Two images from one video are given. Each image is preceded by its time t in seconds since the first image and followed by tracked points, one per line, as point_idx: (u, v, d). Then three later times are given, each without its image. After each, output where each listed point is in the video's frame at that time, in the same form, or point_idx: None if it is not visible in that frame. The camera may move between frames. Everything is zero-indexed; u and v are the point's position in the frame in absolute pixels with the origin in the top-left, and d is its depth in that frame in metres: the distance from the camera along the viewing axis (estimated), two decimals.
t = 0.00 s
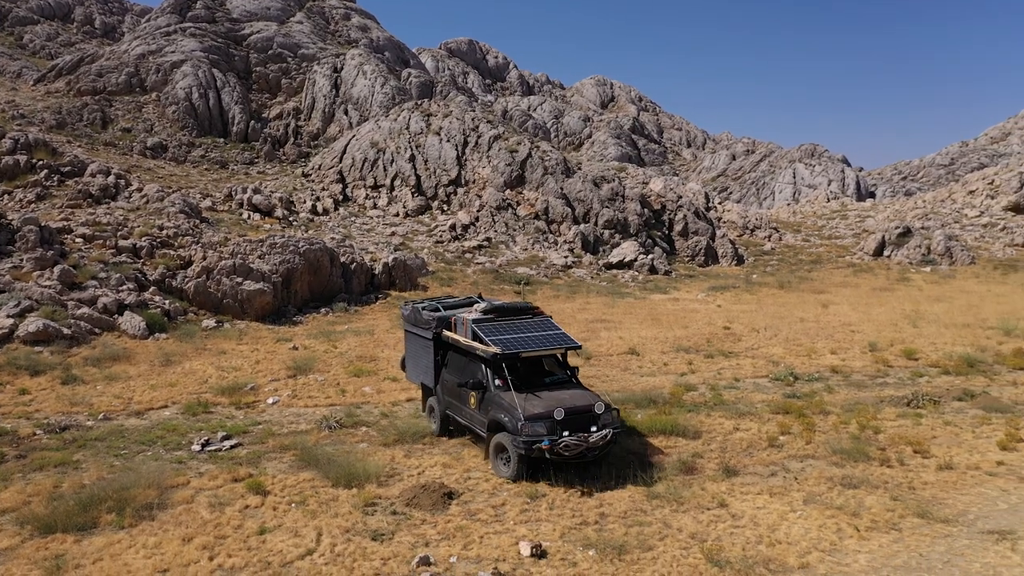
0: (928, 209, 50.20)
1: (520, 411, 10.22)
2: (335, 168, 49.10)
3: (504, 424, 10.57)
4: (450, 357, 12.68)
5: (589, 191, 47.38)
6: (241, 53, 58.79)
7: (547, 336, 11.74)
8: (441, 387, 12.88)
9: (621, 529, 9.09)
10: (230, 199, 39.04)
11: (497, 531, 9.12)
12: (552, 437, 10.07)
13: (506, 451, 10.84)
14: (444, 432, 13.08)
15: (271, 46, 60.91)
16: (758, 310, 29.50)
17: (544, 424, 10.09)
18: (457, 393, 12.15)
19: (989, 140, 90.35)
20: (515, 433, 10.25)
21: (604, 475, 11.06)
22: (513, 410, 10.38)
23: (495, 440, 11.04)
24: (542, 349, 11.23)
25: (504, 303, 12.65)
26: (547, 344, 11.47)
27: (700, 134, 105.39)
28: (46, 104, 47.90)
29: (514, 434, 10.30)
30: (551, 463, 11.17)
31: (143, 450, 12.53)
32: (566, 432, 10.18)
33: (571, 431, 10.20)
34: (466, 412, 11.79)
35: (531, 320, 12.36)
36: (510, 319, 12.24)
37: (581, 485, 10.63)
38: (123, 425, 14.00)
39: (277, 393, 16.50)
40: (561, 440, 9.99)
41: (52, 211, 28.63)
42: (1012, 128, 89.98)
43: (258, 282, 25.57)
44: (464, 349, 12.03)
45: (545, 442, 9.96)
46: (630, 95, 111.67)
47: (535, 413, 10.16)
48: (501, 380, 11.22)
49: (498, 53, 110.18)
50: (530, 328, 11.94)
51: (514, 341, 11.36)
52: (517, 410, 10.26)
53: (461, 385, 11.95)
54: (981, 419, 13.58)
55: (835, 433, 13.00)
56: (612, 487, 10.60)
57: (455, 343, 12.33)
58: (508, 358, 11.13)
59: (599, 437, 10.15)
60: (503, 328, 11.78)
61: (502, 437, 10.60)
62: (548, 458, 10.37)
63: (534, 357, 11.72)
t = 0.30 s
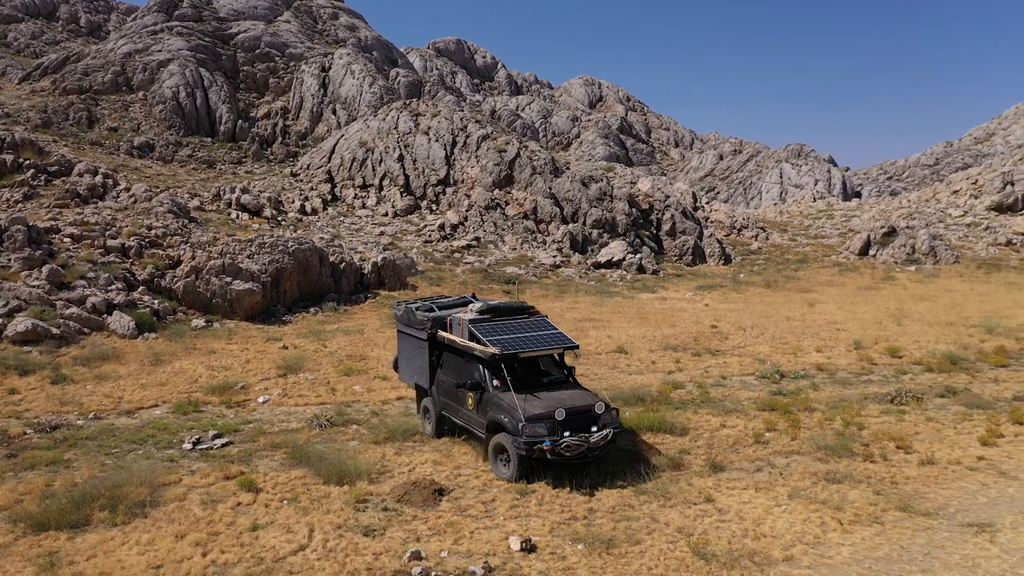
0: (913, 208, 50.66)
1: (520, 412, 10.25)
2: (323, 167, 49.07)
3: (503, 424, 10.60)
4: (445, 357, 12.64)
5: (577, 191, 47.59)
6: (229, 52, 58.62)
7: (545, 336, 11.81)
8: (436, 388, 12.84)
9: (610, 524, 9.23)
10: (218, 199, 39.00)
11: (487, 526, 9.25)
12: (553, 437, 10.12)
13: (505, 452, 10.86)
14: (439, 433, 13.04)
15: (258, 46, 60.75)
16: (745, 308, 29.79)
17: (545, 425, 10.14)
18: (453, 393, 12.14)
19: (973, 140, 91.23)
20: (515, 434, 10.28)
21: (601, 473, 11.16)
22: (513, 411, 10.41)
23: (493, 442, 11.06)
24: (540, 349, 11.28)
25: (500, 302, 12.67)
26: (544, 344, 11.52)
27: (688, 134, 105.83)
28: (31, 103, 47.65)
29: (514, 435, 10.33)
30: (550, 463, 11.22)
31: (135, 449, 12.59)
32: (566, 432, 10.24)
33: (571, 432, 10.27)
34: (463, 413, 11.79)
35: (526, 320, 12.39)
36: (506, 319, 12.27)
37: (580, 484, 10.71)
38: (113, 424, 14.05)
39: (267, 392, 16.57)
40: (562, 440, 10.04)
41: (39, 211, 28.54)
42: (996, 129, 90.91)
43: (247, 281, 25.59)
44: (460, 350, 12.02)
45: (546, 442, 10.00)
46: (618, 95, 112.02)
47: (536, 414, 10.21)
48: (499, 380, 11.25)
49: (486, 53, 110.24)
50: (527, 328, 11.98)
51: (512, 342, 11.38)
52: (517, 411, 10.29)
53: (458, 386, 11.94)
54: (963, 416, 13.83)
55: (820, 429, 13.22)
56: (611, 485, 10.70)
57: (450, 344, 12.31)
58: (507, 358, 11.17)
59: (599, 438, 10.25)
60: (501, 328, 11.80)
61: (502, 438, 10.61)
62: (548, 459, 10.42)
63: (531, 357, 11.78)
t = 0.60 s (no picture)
0: (907, 208, 50.92)
1: (527, 411, 10.25)
2: (320, 167, 49.14)
3: (510, 424, 10.58)
4: (448, 357, 12.65)
5: (573, 190, 47.75)
6: (224, 51, 58.65)
7: (550, 335, 11.83)
8: (439, 388, 12.85)
9: (604, 519, 9.38)
10: (214, 198, 39.09)
11: (483, 520, 9.40)
12: (560, 437, 10.11)
13: (512, 451, 10.81)
14: (442, 434, 13.02)
15: (254, 45, 60.78)
16: (739, 307, 29.98)
17: (552, 424, 10.13)
18: (458, 394, 12.14)
19: (967, 140, 91.66)
20: (522, 434, 10.27)
21: (607, 471, 11.16)
22: (519, 410, 10.40)
23: (499, 441, 11.04)
24: (545, 348, 11.29)
25: (503, 302, 12.70)
26: (550, 344, 11.54)
27: (684, 133, 106.07)
28: (26, 102, 47.65)
29: (521, 434, 10.32)
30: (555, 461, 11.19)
31: (134, 446, 12.70)
32: (574, 431, 10.24)
33: (578, 431, 10.27)
34: (467, 413, 11.79)
35: (531, 320, 12.41)
36: (510, 319, 12.30)
37: (587, 483, 10.69)
38: (112, 422, 14.15)
39: (264, 390, 16.68)
40: (570, 439, 10.02)
41: (36, 210, 28.61)
42: (989, 128, 91.37)
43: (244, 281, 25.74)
44: (464, 349, 12.03)
45: (554, 442, 9.96)
46: (613, 95, 112.25)
47: (543, 413, 10.20)
48: (505, 380, 11.25)
49: (482, 52, 110.29)
50: (532, 327, 12.00)
51: (518, 340, 11.39)
52: (524, 410, 10.27)
53: (462, 386, 11.94)
54: (953, 412, 14.01)
55: (812, 426, 13.39)
56: (618, 484, 10.69)
57: (454, 344, 12.32)
58: (513, 358, 11.18)
59: (607, 437, 10.24)
60: (504, 328, 11.83)
61: (509, 438, 10.58)
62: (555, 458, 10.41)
63: (536, 357, 11.79)
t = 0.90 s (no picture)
0: (900, 207, 51.17)
1: (533, 410, 10.28)
2: (315, 166, 49.17)
3: (516, 424, 10.60)
4: (451, 357, 12.64)
5: (568, 189, 47.91)
6: (219, 50, 58.64)
7: (553, 335, 11.91)
8: (441, 388, 12.83)
9: (597, 513, 9.53)
10: (209, 197, 39.15)
11: (479, 516, 9.53)
12: (567, 436, 10.14)
13: (517, 451, 10.83)
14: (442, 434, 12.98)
15: (249, 44, 60.81)
16: (732, 305, 30.17)
17: (559, 424, 10.16)
18: (460, 394, 12.13)
19: (960, 139, 92.03)
20: (528, 433, 10.29)
21: (612, 470, 11.19)
22: (526, 410, 10.42)
23: (505, 440, 11.06)
24: (549, 348, 11.37)
25: (505, 302, 12.77)
26: (555, 343, 11.66)
27: (678, 132, 106.36)
28: (20, 100, 47.59)
29: (527, 434, 10.33)
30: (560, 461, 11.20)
31: (132, 444, 12.80)
32: (580, 431, 10.27)
33: (584, 430, 10.30)
34: (471, 413, 11.80)
35: (533, 320, 12.48)
36: (512, 318, 12.35)
37: (592, 481, 10.72)
38: (110, 420, 14.25)
39: (261, 388, 16.79)
40: (576, 439, 10.05)
41: (32, 209, 28.64)
42: (982, 128, 91.81)
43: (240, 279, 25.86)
44: (468, 349, 12.05)
45: (561, 442, 9.98)
46: (608, 94, 112.49)
47: (549, 413, 10.23)
48: (509, 380, 11.29)
49: (477, 51, 110.37)
50: (536, 327, 12.08)
51: (523, 341, 11.46)
52: (530, 410, 10.30)
53: (465, 386, 11.94)
54: (942, 409, 14.19)
55: (803, 422, 13.56)
56: (624, 482, 10.73)
57: (457, 344, 12.33)
58: (518, 357, 11.23)
59: (614, 435, 10.28)
60: (508, 327, 11.90)
61: (515, 438, 10.60)
62: (561, 457, 10.43)
63: (540, 356, 11.84)
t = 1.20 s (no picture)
0: (891, 206, 51.48)
1: (540, 409, 10.27)
2: (308, 165, 49.17)
3: (522, 423, 10.58)
4: (454, 356, 12.65)
5: (561, 189, 48.02)
6: (212, 49, 58.59)
7: (558, 334, 11.93)
8: (443, 387, 12.80)
9: (589, 508, 9.67)
10: (203, 197, 39.24)
11: (472, 511, 9.66)
12: (574, 435, 10.12)
13: (523, 451, 10.81)
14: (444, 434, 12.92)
15: (242, 43, 60.79)
16: (724, 304, 30.37)
17: (566, 423, 10.15)
18: (464, 393, 12.11)
19: (952, 139, 92.49)
20: (535, 432, 10.27)
21: (617, 469, 11.19)
22: (532, 408, 10.40)
23: (510, 440, 11.05)
24: (556, 347, 11.37)
25: (510, 302, 12.80)
26: (561, 343, 11.59)
27: (671, 131, 106.67)
28: (12, 99, 47.48)
29: (534, 433, 10.32)
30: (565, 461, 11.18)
31: (127, 441, 12.89)
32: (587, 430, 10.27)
33: (592, 430, 10.29)
34: (475, 412, 11.78)
35: (538, 319, 12.47)
36: (517, 318, 12.36)
37: (598, 481, 10.72)
38: (105, 418, 14.32)
39: (256, 387, 16.89)
40: (584, 438, 10.04)
41: (25, 208, 28.65)
42: (973, 128, 92.33)
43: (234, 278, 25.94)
44: (472, 348, 12.04)
45: (568, 440, 9.96)
46: (602, 93, 112.72)
47: (556, 411, 10.22)
48: (515, 379, 11.28)
49: (471, 51, 110.43)
50: (541, 326, 12.05)
51: (528, 339, 11.43)
52: (537, 408, 10.29)
53: (469, 385, 11.94)
54: (930, 406, 14.39)
55: (793, 419, 13.73)
56: (631, 481, 10.72)
57: (461, 343, 12.32)
58: (525, 356, 11.21)
59: (620, 435, 10.29)
60: (513, 326, 11.91)
61: (521, 437, 10.57)
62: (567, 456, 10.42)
63: (544, 356, 11.82)
